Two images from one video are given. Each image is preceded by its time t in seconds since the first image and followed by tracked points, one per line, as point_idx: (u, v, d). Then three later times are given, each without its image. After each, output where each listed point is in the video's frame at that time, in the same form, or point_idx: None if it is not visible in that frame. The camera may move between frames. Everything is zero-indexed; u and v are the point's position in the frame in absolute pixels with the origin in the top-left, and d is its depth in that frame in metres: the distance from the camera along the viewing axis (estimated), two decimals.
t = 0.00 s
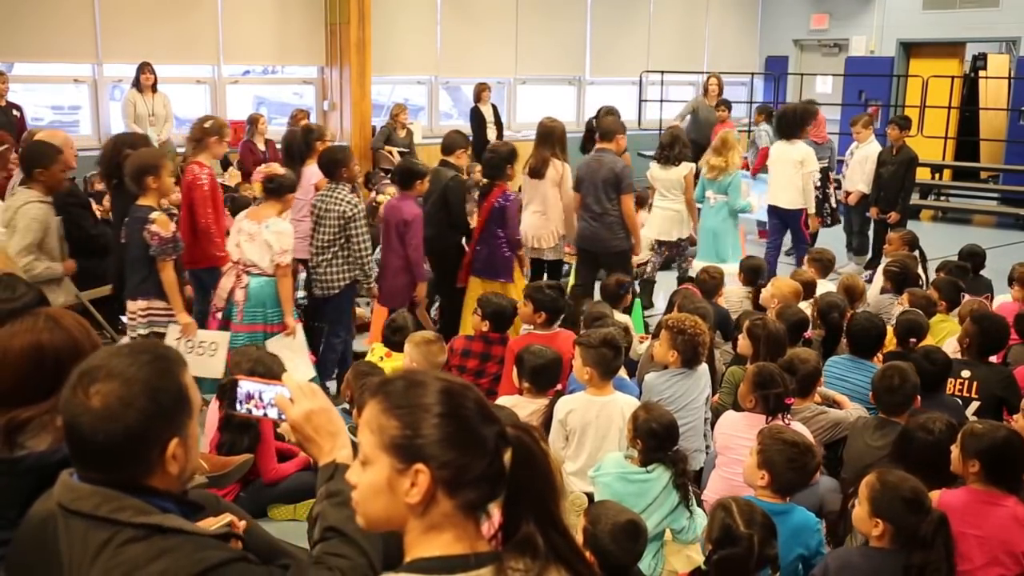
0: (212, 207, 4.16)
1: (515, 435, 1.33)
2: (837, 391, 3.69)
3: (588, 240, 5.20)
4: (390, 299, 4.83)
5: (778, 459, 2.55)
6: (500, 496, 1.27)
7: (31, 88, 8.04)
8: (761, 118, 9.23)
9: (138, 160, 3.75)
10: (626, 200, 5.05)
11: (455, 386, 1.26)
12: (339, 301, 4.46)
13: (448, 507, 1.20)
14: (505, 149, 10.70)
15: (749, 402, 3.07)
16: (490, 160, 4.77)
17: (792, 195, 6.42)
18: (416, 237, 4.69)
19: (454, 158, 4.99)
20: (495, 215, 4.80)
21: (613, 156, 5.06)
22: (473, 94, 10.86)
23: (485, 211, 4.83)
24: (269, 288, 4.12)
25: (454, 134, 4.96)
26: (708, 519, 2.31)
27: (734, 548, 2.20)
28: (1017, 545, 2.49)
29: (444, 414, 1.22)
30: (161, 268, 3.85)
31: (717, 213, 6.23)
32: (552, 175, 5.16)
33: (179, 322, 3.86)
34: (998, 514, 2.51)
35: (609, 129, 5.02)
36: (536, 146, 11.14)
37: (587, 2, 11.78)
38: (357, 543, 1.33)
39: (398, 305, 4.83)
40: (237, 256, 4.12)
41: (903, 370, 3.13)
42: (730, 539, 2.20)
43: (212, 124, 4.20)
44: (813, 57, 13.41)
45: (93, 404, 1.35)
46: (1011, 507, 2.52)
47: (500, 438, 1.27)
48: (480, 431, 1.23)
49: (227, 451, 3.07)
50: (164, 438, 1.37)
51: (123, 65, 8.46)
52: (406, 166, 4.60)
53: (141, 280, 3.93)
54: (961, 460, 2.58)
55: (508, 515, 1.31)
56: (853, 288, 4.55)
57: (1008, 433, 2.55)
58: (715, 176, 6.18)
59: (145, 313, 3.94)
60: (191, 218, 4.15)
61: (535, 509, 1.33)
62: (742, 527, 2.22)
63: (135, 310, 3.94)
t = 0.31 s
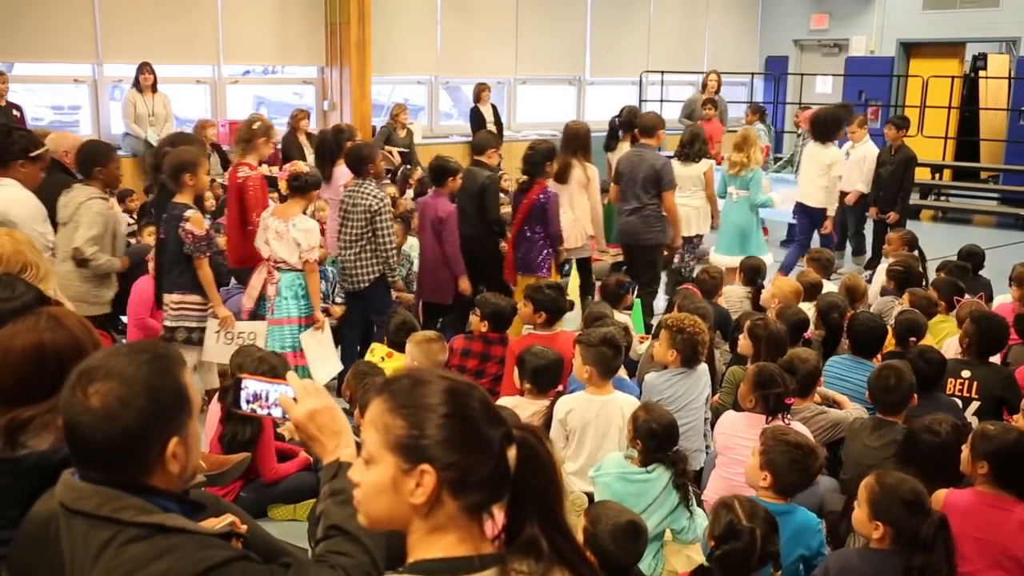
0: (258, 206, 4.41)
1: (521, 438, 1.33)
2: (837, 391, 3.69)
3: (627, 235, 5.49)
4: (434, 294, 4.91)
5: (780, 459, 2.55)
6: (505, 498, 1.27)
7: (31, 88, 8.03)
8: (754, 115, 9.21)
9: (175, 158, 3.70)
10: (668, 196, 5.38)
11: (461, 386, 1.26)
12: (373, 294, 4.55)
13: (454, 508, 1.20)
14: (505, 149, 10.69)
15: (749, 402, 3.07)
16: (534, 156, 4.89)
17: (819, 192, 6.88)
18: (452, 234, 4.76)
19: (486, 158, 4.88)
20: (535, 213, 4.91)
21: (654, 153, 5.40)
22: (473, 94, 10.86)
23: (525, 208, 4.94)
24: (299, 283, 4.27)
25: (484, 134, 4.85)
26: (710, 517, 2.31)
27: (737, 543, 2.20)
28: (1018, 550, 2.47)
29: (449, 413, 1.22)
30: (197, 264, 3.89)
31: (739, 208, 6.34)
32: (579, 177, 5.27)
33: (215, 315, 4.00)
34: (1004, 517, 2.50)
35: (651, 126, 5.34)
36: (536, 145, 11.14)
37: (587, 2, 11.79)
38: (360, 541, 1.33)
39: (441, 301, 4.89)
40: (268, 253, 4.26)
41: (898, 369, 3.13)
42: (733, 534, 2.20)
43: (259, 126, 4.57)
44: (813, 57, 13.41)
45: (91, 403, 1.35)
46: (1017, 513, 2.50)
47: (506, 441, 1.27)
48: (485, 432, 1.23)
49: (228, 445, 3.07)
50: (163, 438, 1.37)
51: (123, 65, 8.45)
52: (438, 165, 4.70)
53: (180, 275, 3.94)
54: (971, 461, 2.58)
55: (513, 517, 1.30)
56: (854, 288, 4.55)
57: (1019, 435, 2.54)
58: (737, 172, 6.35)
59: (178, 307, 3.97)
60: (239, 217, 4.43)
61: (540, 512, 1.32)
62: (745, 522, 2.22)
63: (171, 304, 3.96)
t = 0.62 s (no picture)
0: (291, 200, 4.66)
1: (534, 438, 1.29)
2: (837, 391, 3.69)
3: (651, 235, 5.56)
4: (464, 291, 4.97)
5: (783, 459, 2.54)
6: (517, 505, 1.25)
7: (31, 88, 8.03)
8: (751, 115, 9.19)
9: (204, 154, 3.92)
10: (691, 196, 5.45)
11: (473, 387, 1.24)
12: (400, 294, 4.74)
13: (463, 513, 1.20)
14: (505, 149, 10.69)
15: (749, 402, 3.07)
16: (562, 160, 4.94)
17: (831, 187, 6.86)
18: (483, 231, 4.82)
19: (520, 153, 4.96)
20: (565, 214, 4.97)
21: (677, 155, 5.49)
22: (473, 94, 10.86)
23: (555, 210, 5.00)
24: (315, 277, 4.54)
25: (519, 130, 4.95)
26: (711, 516, 2.31)
27: (739, 543, 2.20)
28: (1019, 551, 2.47)
29: (463, 413, 1.21)
30: (223, 256, 4.08)
31: (763, 208, 6.35)
32: (608, 171, 5.40)
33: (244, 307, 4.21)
34: (1007, 518, 2.49)
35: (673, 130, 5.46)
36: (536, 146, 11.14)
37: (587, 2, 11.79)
38: (359, 542, 1.33)
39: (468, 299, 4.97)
40: (287, 248, 4.54)
41: (904, 368, 3.13)
42: (736, 533, 2.20)
43: (293, 125, 4.72)
44: (813, 57, 13.42)
45: (89, 403, 1.35)
46: (1020, 513, 2.49)
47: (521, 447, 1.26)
48: (500, 438, 1.22)
49: (228, 443, 3.07)
50: (162, 437, 1.37)
51: (123, 65, 8.45)
52: (469, 163, 4.82)
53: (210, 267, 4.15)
54: (974, 462, 2.58)
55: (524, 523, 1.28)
56: (855, 289, 4.54)
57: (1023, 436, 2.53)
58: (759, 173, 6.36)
59: (213, 300, 4.17)
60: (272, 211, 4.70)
61: (551, 517, 1.30)
62: (746, 521, 2.22)
63: (203, 298, 4.16)
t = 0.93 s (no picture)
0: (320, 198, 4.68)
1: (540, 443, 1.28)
2: (837, 391, 3.69)
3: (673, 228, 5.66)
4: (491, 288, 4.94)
5: (784, 459, 2.54)
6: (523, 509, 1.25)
7: (31, 88, 8.03)
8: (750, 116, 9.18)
9: (232, 155, 4.04)
10: (707, 188, 5.51)
11: (481, 392, 1.24)
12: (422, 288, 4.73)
13: (468, 517, 1.20)
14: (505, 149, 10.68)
15: (749, 402, 3.07)
16: (588, 154, 5.04)
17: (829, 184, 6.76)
18: (513, 229, 4.80)
19: (549, 156, 5.06)
20: (592, 205, 5.08)
21: (694, 149, 5.57)
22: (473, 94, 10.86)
23: (582, 201, 5.12)
24: (340, 272, 4.58)
25: (545, 133, 4.99)
26: (709, 518, 2.31)
27: (740, 546, 2.20)
28: (1019, 550, 2.47)
29: (470, 416, 1.21)
30: (252, 255, 4.15)
31: (784, 203, 6.56)
32: (624, 171, 5.44)
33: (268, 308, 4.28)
34: (1005, 518, 2.49)
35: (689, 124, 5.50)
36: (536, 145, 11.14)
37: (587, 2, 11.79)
38: (360, 542, 1.33)
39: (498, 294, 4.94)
40: (313, 242, 4.59)
41: (912, 370, 3.16)
42: (736, 537, 2.20)
43: (321, 123, 4.81)
44: (813, 57, 13.41)
45: (89, 402, 1.35)
46: (1019, 512, 2.49)
47: (529, 451, 1.25)
48: (507, 442, 1.22)
49: (229, 444, 3.08)
50: (162, 437, 1.37)
51: (123, 65, 8.45)
52: (498, 164, 4.76)
53: (241, 267, 4.23)
54: (972, 462, 2.57)
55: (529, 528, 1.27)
56: (855, 288, 4.55)
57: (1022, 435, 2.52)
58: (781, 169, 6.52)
59: (243, 300, 4.27)
60: (302, 206, 4.71)
61: (557, 523, 1.30)
62: (747, 525, 2.22)
63: (232, 296, 4.26)
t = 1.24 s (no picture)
0: (346, 197, 4.76)
1: (539, 443, 1.28)
2: (837, 391, 3.69)
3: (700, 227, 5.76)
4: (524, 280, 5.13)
5: (784, 460, 2.54)
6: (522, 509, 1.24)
7: (31, 88, 8.03)
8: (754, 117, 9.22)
9: (266, 154, 4.16)
10: (734, 192, 5.63)
11: (479, 392, 1.23)
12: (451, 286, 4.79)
13: (466, 517, 1.20)
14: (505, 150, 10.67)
15: (749, 402, 3.07)
16: (620, 156, 5.15)
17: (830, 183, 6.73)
18: (546, 226, 5.03)
19: (573, 149, 5.25)
20: (628, 205, 5.24)
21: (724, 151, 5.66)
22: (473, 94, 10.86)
23: (617, 202, 5.27)
24: (373, 270, 4.65)
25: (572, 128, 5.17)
26: (707, 519, 2.31)
27: (738, 548, 2.20)
28: (1018, 550, 2.47)
29: (468, 417, 1.21)
30: (288, 252, 4.32)
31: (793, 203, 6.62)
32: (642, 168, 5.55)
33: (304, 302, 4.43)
34: (1003, 518, 2.49)
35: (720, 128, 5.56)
36: (537, 146, 11.13)
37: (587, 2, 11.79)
38: (359, 541, 1.33)
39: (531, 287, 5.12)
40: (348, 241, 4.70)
41: (913, 370, 3.16)
42: (734, 538, 2.20)
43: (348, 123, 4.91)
44: (813, 57, 13.41)
45: (89, 403, 1.35)
46: (1017, 512, 2.49)
47: (527, 451, 1.25)
48: (505, 442, 1.22)
49: (228, 445, 3.07)
50: (162, 437, 1.37)
51: (123, 65, 8.44)
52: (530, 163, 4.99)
53: (274, 263, 4.41)
54: (969, 461, 2.57)
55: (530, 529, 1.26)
56: (856, 289, 4.54)
57: (1019, 435, 2.52)
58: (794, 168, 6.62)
59: (273, 293, 4.46)
60: (329, 205, 4.77)
61: (556, 524, 1.28)
62: (745, 527, 2.22)
63: (265, 292, 4.47)
